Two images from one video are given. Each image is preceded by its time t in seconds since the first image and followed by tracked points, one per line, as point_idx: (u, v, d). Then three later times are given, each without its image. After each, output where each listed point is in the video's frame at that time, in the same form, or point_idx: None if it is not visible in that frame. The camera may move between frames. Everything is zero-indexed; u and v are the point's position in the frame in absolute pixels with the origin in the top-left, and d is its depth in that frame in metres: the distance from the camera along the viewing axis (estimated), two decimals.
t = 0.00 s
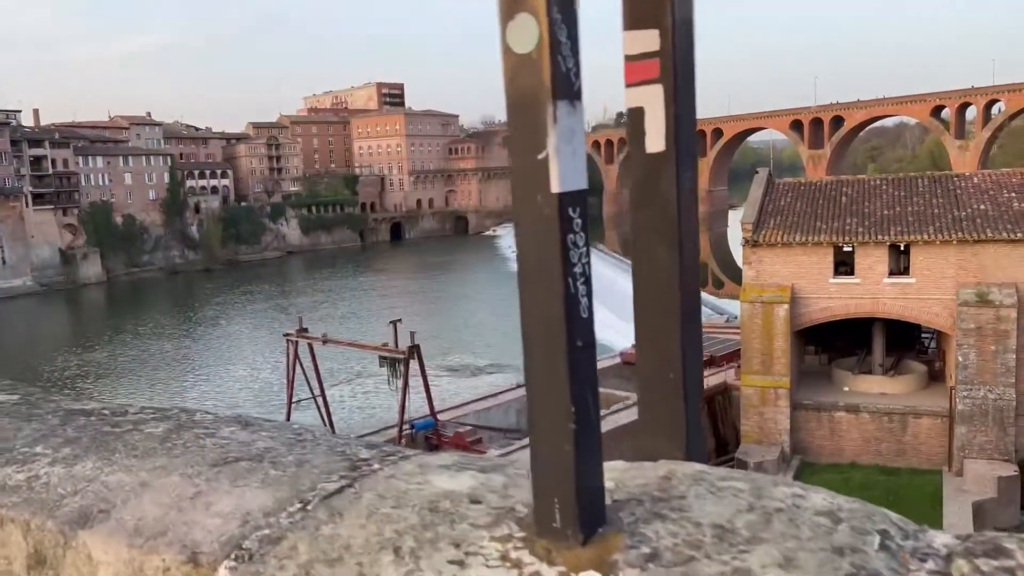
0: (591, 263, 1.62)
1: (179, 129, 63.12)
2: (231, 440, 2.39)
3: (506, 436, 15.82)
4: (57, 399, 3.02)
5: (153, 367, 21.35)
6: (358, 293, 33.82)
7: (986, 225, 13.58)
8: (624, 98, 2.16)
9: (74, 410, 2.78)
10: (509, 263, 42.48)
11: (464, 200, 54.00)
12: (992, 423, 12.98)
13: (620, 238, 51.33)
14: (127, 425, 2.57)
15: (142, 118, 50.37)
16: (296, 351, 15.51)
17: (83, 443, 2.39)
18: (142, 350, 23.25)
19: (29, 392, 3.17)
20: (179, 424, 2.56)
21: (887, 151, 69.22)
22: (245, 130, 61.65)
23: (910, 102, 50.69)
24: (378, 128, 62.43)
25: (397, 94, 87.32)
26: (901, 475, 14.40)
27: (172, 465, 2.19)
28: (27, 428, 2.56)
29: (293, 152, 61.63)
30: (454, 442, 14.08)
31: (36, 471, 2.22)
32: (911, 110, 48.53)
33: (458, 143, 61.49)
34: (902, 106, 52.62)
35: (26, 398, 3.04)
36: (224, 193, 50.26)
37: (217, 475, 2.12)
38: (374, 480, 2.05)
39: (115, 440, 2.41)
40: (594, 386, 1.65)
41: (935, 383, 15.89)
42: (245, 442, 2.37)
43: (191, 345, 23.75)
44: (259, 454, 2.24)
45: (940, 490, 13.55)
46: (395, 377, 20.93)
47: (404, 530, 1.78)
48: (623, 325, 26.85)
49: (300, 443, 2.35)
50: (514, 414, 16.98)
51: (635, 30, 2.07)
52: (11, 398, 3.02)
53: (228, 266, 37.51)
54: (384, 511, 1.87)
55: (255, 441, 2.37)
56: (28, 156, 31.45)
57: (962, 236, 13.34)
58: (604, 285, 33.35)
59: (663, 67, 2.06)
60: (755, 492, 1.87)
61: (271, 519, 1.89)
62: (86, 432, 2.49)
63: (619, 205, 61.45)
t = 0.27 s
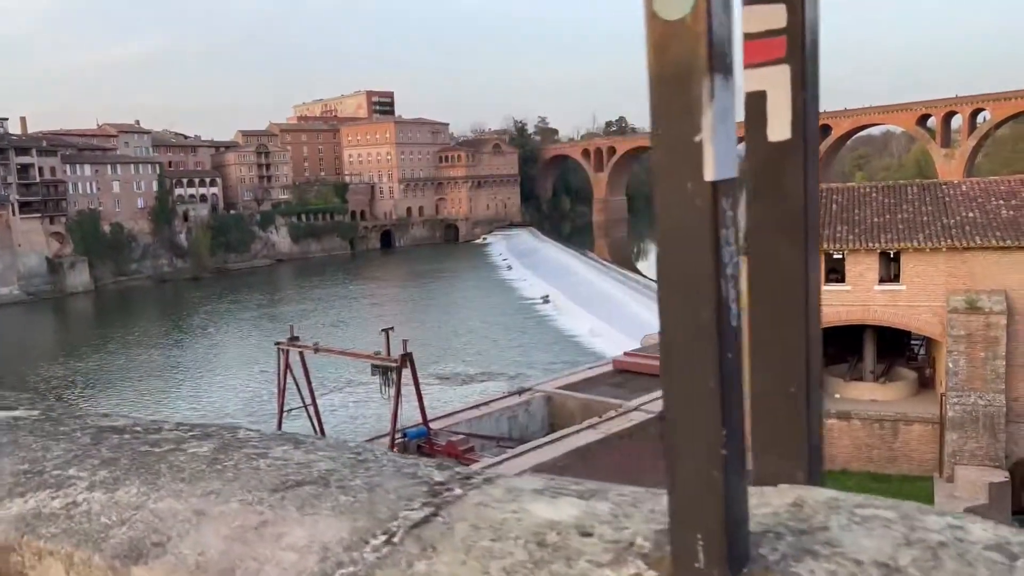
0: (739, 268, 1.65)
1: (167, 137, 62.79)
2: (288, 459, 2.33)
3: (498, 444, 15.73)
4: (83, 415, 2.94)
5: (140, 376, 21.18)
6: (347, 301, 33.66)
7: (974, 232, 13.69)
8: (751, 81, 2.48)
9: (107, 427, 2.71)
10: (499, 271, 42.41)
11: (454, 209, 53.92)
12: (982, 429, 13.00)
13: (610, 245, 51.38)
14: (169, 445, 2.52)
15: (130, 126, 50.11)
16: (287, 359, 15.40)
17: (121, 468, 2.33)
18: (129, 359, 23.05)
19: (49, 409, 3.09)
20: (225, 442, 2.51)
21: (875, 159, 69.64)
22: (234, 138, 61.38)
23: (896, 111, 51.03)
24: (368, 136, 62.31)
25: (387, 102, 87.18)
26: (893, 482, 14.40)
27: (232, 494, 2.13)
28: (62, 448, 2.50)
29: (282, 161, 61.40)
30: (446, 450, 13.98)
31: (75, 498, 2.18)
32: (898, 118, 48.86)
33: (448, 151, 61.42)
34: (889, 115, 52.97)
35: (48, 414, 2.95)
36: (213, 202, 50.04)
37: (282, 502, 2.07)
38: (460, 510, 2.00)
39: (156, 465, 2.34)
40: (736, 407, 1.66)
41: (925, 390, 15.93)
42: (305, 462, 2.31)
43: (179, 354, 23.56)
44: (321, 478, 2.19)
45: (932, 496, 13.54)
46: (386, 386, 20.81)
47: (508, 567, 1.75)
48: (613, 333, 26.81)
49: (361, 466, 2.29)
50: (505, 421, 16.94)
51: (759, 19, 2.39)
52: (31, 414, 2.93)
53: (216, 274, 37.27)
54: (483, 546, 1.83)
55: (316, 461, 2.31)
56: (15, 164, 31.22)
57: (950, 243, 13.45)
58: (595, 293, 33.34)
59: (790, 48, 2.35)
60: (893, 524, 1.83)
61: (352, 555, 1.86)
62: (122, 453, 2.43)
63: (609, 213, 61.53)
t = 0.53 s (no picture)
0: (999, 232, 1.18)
1: (146, 145, 62.25)
2: (386, 502, 2.45)
3: (483, 453, 15.65)
4: (140, 448, 2.99)
5: (118, 387, 20.86)
6: (329, 310, 33.44)
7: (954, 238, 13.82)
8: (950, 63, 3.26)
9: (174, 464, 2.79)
10: (481, 279, 42.37)
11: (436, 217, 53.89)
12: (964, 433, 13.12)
13: (591, 253, 51.43)
14: (247, 485, 2.62)
15: (108, 135, 49.56)
16: (271, 369, 15.25)
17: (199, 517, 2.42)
18: (107, 370, 22.72)
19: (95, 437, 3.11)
20: (306, 481, 2.64)
21: (851, 167, 70.45)
22: (213, 147, 60.98)
23: (873, 119, 51.64)
24: (349, 144, 62.11)
25: (368, 111, 86.97)
26: (877, 486, 14.48)
27: (339, 542, 2.22)
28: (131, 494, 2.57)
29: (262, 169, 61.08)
30: (431, 460, 13.88)
31: (154, 548, 2.28)
32: (875, 126, 49.44)
33: (430, 159, 61.40)
34: (865, 122, 53.59)
35: (97, 447, 2.99)
36: (192, 211, 49.55)
37: (398, 554, 2.15)
38: (609, 565, 2.04)
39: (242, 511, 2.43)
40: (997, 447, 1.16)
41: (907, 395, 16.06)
42: (407, 505, 2.43)
43: (159, 365, 23.27)
44: (434, 524, 2.28)
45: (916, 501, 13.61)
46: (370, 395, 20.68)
47: None
48: (596, 340, 26.82)
49: (470, 507, 2.40)
50: (490, 430, 16.87)
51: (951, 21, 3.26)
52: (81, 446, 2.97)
53: (196, 284, 36.94)
54: None
55: (419, 504, 2.42)
56: None
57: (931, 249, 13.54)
58: (577, 300, 33.34)
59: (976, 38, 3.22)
60: (1022, 566, 1.97)
61: None
62: (200, 501, 2.51)
63: (590, 221, 61.71)
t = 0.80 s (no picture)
0: None
1: (132, 147, 61.73)
2: (514, 533, 2.62)
3: (475, 457, 15.60)
4: (221, 491, 3.00)
5: (104, 393, 20.65)
6: (318, 313, 33.27)
7: (943, 241, 13.91)
8: None
9: (272, 510, 2.83)
10: (470, 282, 42.32)
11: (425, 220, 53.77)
12: (953, 435, 13.19)
13: (580, 256, 51.41)
14: (346, 512, 2.81)
15: (94, 138, 49.14)
16: (261, 374, 15.16)
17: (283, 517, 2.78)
18: (94, 374, 22.53)
19: (149, 455, 3.41)
20: (412, 507, 2.82)
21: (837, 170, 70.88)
22: (200, 149, 60.57)
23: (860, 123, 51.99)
24: (338, 147, 61.89)
25: (356, 113, 86.70)
26: (866, 488, 14.51)
27: None
28: (208, 504, 2.89)
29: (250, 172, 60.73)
30: (423, 464, 13.82)
31: None
32: (862, 129, 49.77)
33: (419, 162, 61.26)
34: (852, 125, 53.96)
35: (175, 495, 2.99)
36: (178, 214, 49.15)
37: None
38: None
39: (337, 503, 2.87)
40: None
41: (896, 398, 16.15)
42: (539, 536, 2.61)
43: (146, 370, 23.10)
44: (577, 561, 2.45)
45: (906, 503, 13.63)
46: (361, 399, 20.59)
47: None
48: (586, 343, 26.83)
49: (609, 539, 2.59)
50: (481, 434, 16.83)
51: None
52: (135, 465, 3.26)
53: (183, 287, 36.70)
54: None
55: (551, 535, 2.61)
56: None
57: (921, 253, 13.62)
58: (567, 304, 33.35)
59: None
60: None
61: None
62: (285, 503, 2.88)
63: (579, 224, 61.77)
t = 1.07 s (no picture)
0: None
1: (133, 149, 61.66)
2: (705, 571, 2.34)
3: (479, 458, 15.53)
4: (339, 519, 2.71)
5: (104, 394, 20.57)
6: (319, 314, 33.20)
7: (949, 241, 13.86)
8: None
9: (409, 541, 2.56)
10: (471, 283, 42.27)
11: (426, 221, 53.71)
12: (959, 436, 13.13)
13: (581, 256, 51.32)
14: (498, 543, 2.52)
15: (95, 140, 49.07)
16: (265, 375, 15.09)
17: (361, 491, 2.98)
18: (95, 376, 22.47)
19: (231, 473, 3.11)
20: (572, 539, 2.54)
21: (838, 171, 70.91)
22: (201, 151, 60.48)
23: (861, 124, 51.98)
24: (338, 148, 61.82)
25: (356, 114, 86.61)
26: (872, 489, 14.45)
27: None
28: (332, 534, 2.62)
29: (250, 173, 60.65)
30: (427, 465, 13.75)
31: None
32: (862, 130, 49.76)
33: (420, 163, 61.19)
34: (853, 126, 53.97)
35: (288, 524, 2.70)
36: (179, 215, 49.04)
37: None
38: None
39: (479, 531, 2.59)
40: None
41: (901, 398, 16.11)
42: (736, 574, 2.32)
43: (148, 371, 23.03)
44: None
45: (912, 504, 13.55)
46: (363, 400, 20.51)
47: None
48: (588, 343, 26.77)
49: None
50: (485, 435, 16.76)
51: None
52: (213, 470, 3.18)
53: (184, 288, 36.65)
54: None
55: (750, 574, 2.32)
56: None
57: (927, 253, 13.57)
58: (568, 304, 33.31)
59: None
60: None
61: None
62: (420, 532, 2.61)
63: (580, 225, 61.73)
